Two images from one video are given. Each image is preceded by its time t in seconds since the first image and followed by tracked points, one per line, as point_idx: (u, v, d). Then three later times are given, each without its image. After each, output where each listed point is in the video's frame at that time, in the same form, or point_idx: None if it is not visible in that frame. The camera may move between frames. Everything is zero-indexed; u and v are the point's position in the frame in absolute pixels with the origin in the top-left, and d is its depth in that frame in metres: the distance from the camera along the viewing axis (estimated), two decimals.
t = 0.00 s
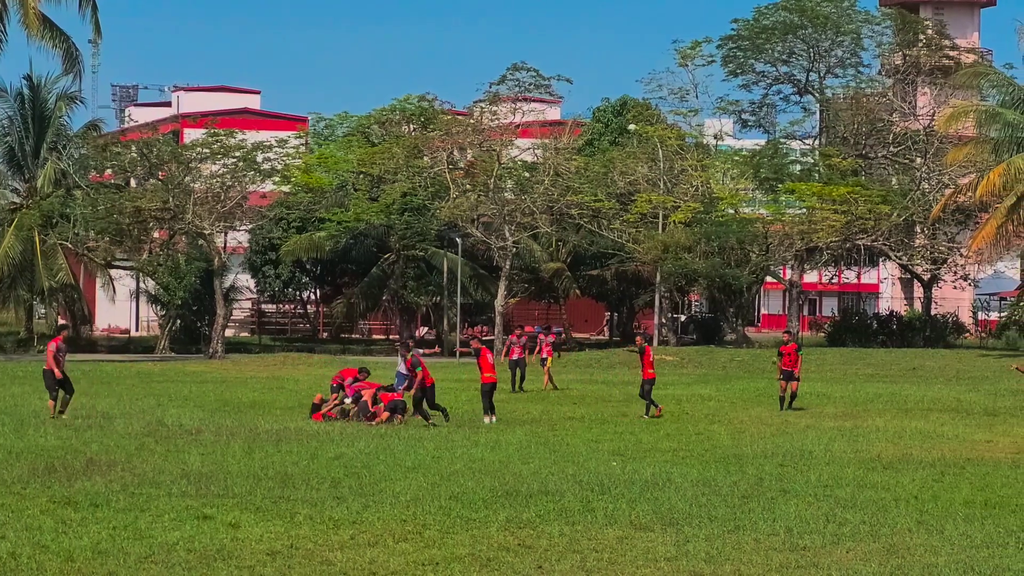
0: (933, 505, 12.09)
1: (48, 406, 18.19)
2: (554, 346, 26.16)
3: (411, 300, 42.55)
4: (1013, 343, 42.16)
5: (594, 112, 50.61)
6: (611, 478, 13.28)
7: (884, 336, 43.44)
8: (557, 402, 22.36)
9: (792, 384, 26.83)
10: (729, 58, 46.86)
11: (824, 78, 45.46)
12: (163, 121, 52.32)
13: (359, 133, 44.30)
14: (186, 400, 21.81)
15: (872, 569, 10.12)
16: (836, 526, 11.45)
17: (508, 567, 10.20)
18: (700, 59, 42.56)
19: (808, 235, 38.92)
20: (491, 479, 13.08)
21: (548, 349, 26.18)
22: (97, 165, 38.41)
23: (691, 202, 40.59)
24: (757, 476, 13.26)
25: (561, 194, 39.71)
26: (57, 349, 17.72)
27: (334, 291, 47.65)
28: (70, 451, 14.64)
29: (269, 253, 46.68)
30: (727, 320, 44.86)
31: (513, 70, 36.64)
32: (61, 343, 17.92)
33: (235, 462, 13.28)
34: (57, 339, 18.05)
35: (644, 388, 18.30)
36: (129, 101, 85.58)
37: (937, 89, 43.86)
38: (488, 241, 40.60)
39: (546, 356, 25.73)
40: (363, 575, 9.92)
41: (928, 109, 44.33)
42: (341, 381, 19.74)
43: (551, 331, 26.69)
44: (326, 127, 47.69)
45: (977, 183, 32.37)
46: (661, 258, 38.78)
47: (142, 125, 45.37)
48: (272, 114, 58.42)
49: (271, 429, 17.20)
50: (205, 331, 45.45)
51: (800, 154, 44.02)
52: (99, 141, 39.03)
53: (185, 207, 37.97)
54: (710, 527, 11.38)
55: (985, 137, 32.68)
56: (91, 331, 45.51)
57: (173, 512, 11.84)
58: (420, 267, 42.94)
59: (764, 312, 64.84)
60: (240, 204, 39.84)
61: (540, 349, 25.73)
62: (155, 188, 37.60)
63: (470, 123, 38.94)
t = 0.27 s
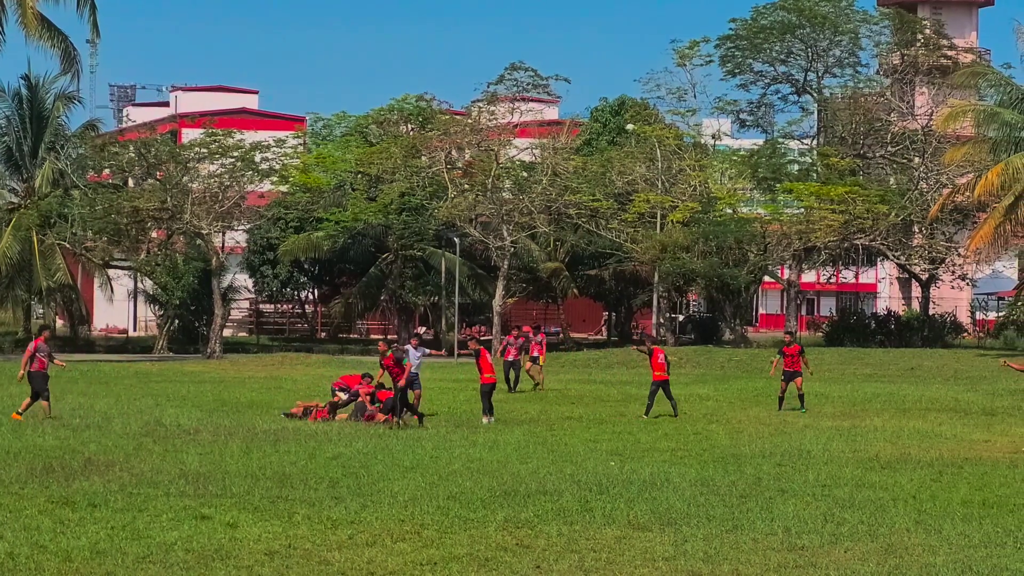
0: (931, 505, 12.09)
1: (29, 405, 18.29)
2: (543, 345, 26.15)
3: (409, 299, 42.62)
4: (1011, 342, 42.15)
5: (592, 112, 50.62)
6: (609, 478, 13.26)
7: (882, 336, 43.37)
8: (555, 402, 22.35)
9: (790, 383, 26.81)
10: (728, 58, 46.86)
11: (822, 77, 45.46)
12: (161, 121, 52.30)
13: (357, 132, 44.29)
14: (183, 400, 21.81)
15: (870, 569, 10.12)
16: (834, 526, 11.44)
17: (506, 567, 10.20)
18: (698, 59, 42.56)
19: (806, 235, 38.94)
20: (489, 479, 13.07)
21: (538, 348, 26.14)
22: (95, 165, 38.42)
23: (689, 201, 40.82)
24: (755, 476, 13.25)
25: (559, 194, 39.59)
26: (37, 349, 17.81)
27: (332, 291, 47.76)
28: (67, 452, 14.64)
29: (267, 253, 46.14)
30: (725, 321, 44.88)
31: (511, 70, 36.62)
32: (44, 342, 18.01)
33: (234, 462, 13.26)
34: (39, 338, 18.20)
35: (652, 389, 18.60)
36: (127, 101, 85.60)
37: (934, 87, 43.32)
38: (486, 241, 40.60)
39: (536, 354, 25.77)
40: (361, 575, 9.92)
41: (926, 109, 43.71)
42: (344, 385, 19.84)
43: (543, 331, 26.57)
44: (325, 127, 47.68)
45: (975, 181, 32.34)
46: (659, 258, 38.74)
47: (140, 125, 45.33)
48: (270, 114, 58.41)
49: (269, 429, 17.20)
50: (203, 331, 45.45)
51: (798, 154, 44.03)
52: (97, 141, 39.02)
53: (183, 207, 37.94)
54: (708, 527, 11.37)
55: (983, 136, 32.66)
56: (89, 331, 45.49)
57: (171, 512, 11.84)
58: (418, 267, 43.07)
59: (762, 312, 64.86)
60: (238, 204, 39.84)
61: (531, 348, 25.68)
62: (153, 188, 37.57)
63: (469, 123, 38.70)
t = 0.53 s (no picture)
0: (928, 505, 12.08)
1: (11, 404, 18.32)
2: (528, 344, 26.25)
3: (406, 299, 42.51)
4: (1009, 342, 42.15)
5: (589, 112, 50.60)
6: (607, 478, 13.25)
7: (879, 336, 43.33)
8: (552, 402, 22.34)
9: (787, 383, 26.79)
10: (725, 58, 46.87)
11: (820, 77, 45.43)
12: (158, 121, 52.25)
13: (354, 132, 44.26)
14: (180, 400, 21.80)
15: (868, 569, 10.11)
16: (831, 526, 11.44)
17: (504, 567, 10.19)
18: (696, 58, 42.54)
19: (803, 235, 38.97)
20: (487, 479, 13.06)
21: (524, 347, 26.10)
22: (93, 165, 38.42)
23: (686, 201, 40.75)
24: (753, 476, 13.24)
25: (556, 194, 39.69)
26: (16, 348, 17.76)
27: (329, 291, 47.44)
28: (62, 452, 14.64)
29: (265, 253, 46.01)
30: (722, 320, 44.95)
31: (509, 70, 36.59)
32: (24, 340, 17.98)
33: (231, 462, 13.25)
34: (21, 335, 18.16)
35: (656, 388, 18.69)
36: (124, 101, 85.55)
37: (932, 88, 43.34)
38: (484, 241, 40.61)
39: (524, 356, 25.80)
40: (358, 575, 9.91)
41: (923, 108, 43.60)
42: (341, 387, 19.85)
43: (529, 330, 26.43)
44: (322, 127, 47.66)
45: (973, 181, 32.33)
46: (656, 258, 38.69)
47: (138, 124, 45.31)
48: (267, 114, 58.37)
49: (266, 429, 17.19)
50: (200, 331, 45.41)
51: (796, 154, 44.01)
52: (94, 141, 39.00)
53: (181, 206, 37.92)
54: (705, 527, 11.37)
55: (981, 136, 32.66)
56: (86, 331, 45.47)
57: (168, 512, 11.83)
58: (415, 267, 43.01)
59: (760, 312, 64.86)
60: (235, 204, 39.84)
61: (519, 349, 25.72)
62: (150, 188, 37.54)
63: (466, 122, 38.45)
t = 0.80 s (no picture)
0: (923, 504, 12.09)
1: None
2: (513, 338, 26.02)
3: (402, 299, 42.57)
4: (1004, 342, 42.20)
5: (584, 112, 50.61)
6: (602, 478, 13.25)
7: (875, 336, 43.34)
8: (547, 401, 22.33)
9: (782, 383, 26.78)
10: (720, 58, 46.90)
11: (815, 77, 45.46)
12: (153, 121, 52.24)
13: (349, 132, 44.27)
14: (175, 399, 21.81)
15: (863, 568, 10.11)
16: (826, 526, 11.44)
17: (499, 567, 10.19)
18: (691, 58, 42.54)
19: (798, 235, 39.03)
20: (482, 479, 13.05)
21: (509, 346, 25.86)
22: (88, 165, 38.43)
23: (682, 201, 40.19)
24: (748, 476, 13.23)
25: (551, 194, 40.02)
26: None
27: (325, 292, 47.19)
28: (56, 452, 14.66)
29: (260, 253, 46.10)
30: (717, 319, 44.57)
31: (503, 70, 36.62)
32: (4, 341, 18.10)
33: (226, 462, 13.24)
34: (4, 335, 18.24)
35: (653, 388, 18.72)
36: (120, 101, 85.51)
37: (926, 88, 43.40)
38: (479, 241, 40.64)
39: (507, 355, 25.06)
40: (353, 575, 9.91)
41: (918, 108, 43.73)
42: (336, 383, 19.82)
43: (513, 330, 26.24)
44: (317, 127, 47.64)
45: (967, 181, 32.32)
46: (651, 258, 38.56)
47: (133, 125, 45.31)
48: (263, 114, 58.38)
49: (261, 429, 17.20)
50: (195, 331, 45.39)
51: (791, 154, 44.03)
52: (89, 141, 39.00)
53: (176, 207, 37.88)
54: (700, 527, 11.36)
55: (975, 136, 32.68)
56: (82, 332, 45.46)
57: (162, 512, 11.84)
58: (410, 267, 42.92)
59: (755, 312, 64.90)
60: (230, 204, 39.87)
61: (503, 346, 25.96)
62: (145, 187, 37.56)
63: (461, 123, 39.25)
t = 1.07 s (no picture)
0: (917, 504, 12.09)
1: None
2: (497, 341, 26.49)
3: (395, 299, 42.52)
4: (998, 342, 42.22)
5: (579, 111, 50.62)
6: (597, 478, 13.24)
7: (869, 336, 43.34)
8: (542, 401, 22.32)
9: (776, 382, 26.78)
10: (714, 58, 46.89)
11: (809, 77, 45.46)
12: (147, 120, 52.21)
13: (343, 132, 44.23)
14: (168, 399, 21.80)
15: (857, 568, 10.10)
16: (820, 526, 11.44)
17: (493, 567, 10.18)
18: (685, 58, 42.51)
19: (793, 234, 39.05)
20: (476, 479, 13.04)
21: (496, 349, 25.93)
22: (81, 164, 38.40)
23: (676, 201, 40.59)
24: (742, 476, 13.23)
25: (545, 194, 39.85)
26: None
27: (319, 291, 47.46)
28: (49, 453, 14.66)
29: (254, 252, 45.96)
30: (710, 319, 44.44)
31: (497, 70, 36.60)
32: None
33: (220, 463, 13.23)
34: None
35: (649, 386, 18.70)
36: (114, 100, 85.42)
37: (921, 87, 43.41)
38: (473, 241, 40.67)
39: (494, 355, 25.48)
40: (348, 575, 9.90)
41: (912, 108, 43.73)
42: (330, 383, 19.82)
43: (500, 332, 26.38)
44: (311, 126, 47.56)
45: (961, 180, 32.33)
46: (646, 258, 38.51)
47: (127, 124, 45.26)
48: (257, 113, 58.35)
49: (255, 429, 17.20)
50: (189, 331, 45.35)
51: (785, 154, 44.04)
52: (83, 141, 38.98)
53: (170, 206, 37.86)
54: (694, 527, 11.36)
55: (969, 136, 32.68)
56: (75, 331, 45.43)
57: (157, 512, 11.83)
58: (404, 266, 42.89)
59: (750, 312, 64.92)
60: (224, 204, 39.86)
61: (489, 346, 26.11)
62: (139, 187, 37.53)
63: (455, 123, 39.01)
